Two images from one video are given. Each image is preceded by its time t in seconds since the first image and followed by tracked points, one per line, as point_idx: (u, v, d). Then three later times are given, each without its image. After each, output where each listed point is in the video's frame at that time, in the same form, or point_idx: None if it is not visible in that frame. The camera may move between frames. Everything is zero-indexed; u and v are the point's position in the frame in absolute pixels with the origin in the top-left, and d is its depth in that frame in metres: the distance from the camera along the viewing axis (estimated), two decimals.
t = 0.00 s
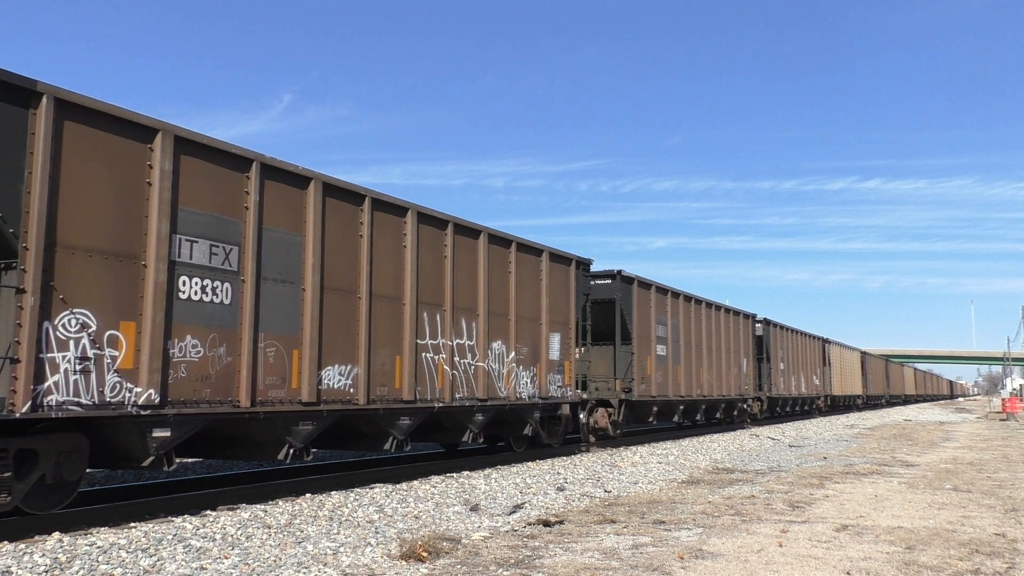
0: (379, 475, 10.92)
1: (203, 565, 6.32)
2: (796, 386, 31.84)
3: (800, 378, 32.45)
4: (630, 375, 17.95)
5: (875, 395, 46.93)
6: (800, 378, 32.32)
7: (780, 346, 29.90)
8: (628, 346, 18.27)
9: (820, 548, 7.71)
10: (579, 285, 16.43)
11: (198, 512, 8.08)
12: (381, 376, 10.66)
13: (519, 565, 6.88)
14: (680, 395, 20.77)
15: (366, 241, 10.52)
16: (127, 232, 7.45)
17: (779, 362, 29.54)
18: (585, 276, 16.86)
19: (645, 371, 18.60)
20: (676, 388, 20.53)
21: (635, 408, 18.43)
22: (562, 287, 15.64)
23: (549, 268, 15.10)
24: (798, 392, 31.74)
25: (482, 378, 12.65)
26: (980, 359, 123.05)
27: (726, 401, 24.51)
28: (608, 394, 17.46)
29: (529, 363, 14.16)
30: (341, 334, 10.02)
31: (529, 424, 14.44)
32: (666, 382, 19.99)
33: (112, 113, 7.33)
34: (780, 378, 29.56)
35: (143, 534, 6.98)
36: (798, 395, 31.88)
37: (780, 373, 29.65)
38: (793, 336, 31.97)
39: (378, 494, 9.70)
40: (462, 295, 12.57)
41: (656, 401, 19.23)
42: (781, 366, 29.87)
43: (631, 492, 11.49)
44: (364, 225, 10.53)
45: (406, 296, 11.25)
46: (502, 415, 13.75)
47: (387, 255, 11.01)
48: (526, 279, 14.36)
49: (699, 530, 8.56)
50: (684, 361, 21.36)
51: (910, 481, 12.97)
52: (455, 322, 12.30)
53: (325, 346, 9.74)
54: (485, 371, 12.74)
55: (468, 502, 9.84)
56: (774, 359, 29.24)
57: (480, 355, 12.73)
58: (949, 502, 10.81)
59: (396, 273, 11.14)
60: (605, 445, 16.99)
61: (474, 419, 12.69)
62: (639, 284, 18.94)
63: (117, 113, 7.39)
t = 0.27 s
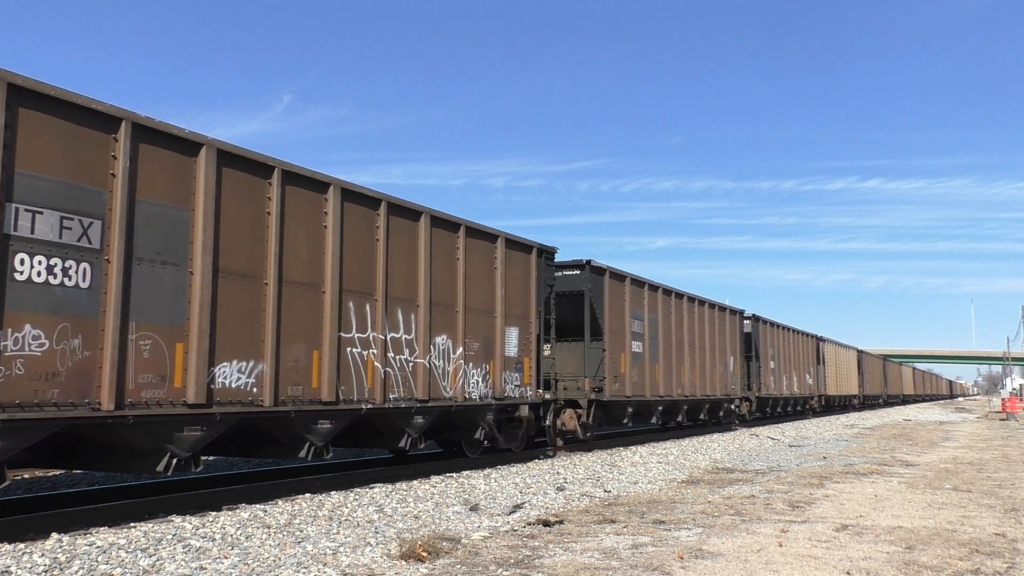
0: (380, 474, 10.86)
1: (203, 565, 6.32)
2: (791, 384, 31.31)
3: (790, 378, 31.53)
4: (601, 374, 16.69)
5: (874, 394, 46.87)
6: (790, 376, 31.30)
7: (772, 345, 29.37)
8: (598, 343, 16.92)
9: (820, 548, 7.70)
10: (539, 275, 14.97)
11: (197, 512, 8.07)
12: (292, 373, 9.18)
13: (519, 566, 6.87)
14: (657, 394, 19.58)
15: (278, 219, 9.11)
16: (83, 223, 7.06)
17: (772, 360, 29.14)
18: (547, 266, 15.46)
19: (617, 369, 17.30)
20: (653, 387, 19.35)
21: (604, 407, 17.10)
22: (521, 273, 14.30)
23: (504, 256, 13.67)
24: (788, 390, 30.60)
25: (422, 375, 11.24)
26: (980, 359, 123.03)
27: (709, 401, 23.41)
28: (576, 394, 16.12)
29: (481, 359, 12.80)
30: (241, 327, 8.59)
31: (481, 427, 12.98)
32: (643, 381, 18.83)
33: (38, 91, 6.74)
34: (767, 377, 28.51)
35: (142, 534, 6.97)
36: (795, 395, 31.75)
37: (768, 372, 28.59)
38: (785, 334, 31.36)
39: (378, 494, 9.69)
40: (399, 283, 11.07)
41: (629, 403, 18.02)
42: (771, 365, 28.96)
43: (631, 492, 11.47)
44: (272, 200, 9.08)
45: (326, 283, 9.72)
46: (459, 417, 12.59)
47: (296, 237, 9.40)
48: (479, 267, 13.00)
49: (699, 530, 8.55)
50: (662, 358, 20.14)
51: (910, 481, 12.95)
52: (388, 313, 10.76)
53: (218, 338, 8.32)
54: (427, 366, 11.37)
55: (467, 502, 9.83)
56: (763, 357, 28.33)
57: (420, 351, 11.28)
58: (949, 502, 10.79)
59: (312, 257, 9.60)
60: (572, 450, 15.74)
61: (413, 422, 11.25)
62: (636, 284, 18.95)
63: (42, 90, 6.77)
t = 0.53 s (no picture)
0: (378, 475, 10.85)
1: (203, 565, 6.31)
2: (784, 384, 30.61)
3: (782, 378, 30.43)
4: (568, 372, 15.34)
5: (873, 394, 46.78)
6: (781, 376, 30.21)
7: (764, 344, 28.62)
8: (566, 338, 15.59)
9: (821, 548, 7.69)
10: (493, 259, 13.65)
11: (197, 511, 8.10)
12: (177, 370, 7.76)
13: (519, 565, 6.87)
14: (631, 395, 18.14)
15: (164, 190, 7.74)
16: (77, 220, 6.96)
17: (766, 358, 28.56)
18: (505, 253, 14.03)
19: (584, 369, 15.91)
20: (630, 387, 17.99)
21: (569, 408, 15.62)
22: (469, 257, 12.90)
23: (451, 241, 12.35)
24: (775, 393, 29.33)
25: (346, 372, 9.91)
26: (981, 359, 123.03)
27: (693, 402, 22.19)
28: (541, 393, 14.66)
29: (422, 355, 11.43)
30: (113, 316, 7.19)
31: (423, 431, 11.63)
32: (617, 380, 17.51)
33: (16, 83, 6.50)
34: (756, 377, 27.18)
35: (143, 534, 6.97)
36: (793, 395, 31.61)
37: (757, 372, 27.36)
38: (778, 334, 30.55)
39: (378, 494, 9.68)
40: (318, 268, 9.66)
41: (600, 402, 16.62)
42: (761, 364, 27.95)
43: (632, 492, 11.46)
44: (149, 166, 7.63)
45: (222, 265, 8.34)
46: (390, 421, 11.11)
47: (190, 208, 8.02)
48: (416, 247, 11.56)
49: (699, 530, 8.54)
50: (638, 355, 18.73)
51: (911, 481, 12.94)
52: (305, 302, 9.40)
53: (167, 336, 7.70)
54: (354, 362, 10.04)
55: (468, 502, 9.82)
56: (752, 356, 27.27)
57: (345, 345, 9.94)
58: (949, 502, 10.78)
59: (203, 234, 8.16)
60: (535, 456, 14.31)
61: (336, 426, 9.87)
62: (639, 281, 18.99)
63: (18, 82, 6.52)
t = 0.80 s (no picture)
0: (377, 474, 10.87)
1: (203, 565, 6.31)
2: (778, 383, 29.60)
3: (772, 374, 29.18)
4: (529, 370, 14.29)
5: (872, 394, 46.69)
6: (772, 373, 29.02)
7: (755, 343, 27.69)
8: (526, 333, 14.41)
9: (821, 548, 7.70)
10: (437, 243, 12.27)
11: (198, 511, 8.10)
12: (204, 372, 8.10)
13: (519, 565, 6.88)
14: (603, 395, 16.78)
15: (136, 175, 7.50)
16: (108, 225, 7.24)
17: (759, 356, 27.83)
18: (453, 237, 12.66)
19: (550, 364, 14.81)
20: (600, 387, 16.73)
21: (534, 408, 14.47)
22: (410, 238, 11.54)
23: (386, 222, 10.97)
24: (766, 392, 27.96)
25: (247, 371, 8.56)
26: (981, 359, 123.10)
27: (675, 401, 20.79)
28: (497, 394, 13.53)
29: (347, 351, 10.09)
30: (144, 318, 7.50)
31: (349, 437, 10.33)
32: (587, 379, 16.26)
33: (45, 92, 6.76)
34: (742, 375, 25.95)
35: (143, 534, 6.97)
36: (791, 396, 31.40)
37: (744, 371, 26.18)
38: (769, 333, 29.55)
39: (378, 494, 9.70)
40: (210, 249, 8.29)
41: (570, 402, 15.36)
42: (751, 362, 26.84)
43: (631, 492, 11.48)
44: (177, 174, 7.94)
45: (246, 269, 8.69)
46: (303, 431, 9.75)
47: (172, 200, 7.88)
48: (343, 228, 10.20)
49: (699, 530, 8.55)
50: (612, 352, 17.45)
51: (910, 481, 12.97)
52: (194, 288, 8.05)
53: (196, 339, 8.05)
54: (257, 358, 8.68)
55: (468, 502, 9.84)
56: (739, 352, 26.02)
57: (247, 339, 8.61)
58: (949, 502, 10.80)
59: (228, 239, 8.50)
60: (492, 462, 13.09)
61: (233, 432, 8.46)
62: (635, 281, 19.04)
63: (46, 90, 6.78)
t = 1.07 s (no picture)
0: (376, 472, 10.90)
1: (203, 565, 6.31)
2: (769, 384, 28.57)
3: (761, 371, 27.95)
4: (481, 368, 13.09)
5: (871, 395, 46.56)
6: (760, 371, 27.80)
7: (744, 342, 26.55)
8: (478, 327, 13.23)
9: (821, 548, 7.70)
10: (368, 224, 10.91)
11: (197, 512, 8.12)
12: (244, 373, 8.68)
13: (519, 565, 6.87)
14: (567, 395, 15.43)
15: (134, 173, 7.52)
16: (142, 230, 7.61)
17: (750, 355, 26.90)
18: (387, 218, 11.28)
19: (505, 360, 13.57)
20: (565, 386, 15.44)
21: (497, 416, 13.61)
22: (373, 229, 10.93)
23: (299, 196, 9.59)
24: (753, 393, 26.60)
25: (111, 368, 7.18)
26: (981, 359, 123.09)
27: (651, 402, 19.52)
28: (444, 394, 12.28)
29: (248, 345, 8.73)
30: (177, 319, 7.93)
31: (252, 444, 8.97)
32: (549, 377, 15.00)
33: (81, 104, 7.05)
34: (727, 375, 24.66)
35: (142, 534, 6.97)
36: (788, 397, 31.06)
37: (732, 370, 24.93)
38: (760, 331, 28.45)
39: (378, 494, 9.69)
40: (62, 221, 6.88)
41: (530, 403, 14.12)
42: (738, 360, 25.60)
43: (631, 492, 11.47)
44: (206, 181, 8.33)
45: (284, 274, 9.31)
46: (216, 430, 8.55)
47: (163, 199, 7.84)
48: (245, 203, 8.87)
49: (699, 530, 8.55)
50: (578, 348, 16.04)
51: (910, 481, 12.96)
52: (41, 268, 6.69)
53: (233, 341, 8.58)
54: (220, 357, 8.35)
55: (467, 502, 9.83)
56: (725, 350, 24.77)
57: (112, 330, 7.23)
58: (949, 502, 10.79)
59: (263, 245, 9.07)
60: (438, 468, 11.92)
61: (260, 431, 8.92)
62: (634, 282, 18.99)
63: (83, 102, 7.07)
